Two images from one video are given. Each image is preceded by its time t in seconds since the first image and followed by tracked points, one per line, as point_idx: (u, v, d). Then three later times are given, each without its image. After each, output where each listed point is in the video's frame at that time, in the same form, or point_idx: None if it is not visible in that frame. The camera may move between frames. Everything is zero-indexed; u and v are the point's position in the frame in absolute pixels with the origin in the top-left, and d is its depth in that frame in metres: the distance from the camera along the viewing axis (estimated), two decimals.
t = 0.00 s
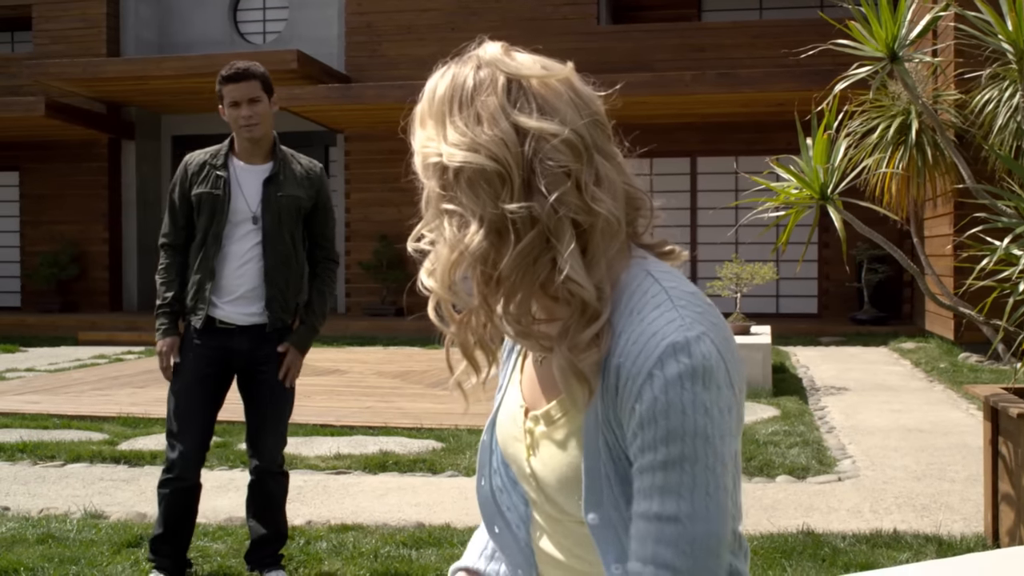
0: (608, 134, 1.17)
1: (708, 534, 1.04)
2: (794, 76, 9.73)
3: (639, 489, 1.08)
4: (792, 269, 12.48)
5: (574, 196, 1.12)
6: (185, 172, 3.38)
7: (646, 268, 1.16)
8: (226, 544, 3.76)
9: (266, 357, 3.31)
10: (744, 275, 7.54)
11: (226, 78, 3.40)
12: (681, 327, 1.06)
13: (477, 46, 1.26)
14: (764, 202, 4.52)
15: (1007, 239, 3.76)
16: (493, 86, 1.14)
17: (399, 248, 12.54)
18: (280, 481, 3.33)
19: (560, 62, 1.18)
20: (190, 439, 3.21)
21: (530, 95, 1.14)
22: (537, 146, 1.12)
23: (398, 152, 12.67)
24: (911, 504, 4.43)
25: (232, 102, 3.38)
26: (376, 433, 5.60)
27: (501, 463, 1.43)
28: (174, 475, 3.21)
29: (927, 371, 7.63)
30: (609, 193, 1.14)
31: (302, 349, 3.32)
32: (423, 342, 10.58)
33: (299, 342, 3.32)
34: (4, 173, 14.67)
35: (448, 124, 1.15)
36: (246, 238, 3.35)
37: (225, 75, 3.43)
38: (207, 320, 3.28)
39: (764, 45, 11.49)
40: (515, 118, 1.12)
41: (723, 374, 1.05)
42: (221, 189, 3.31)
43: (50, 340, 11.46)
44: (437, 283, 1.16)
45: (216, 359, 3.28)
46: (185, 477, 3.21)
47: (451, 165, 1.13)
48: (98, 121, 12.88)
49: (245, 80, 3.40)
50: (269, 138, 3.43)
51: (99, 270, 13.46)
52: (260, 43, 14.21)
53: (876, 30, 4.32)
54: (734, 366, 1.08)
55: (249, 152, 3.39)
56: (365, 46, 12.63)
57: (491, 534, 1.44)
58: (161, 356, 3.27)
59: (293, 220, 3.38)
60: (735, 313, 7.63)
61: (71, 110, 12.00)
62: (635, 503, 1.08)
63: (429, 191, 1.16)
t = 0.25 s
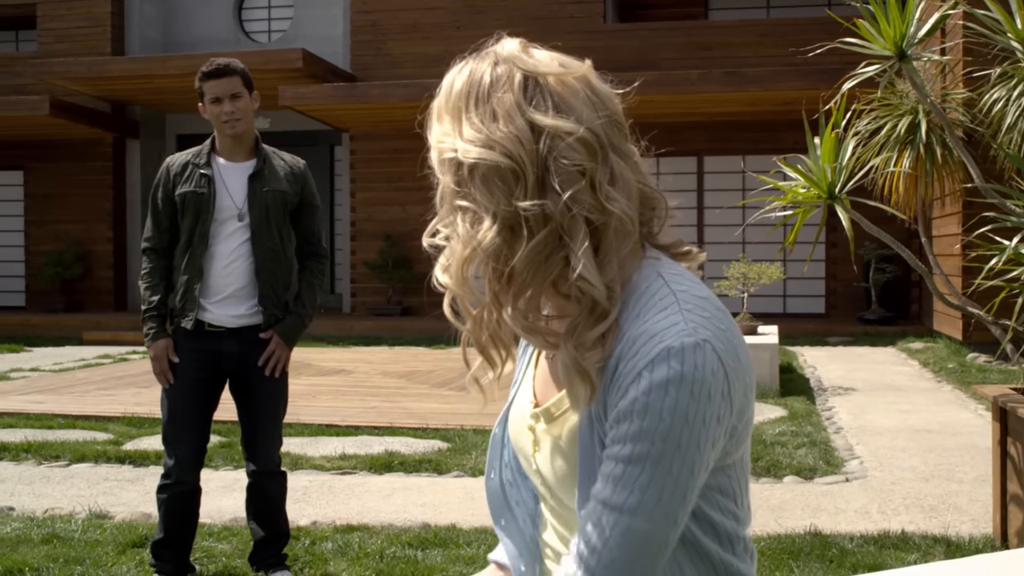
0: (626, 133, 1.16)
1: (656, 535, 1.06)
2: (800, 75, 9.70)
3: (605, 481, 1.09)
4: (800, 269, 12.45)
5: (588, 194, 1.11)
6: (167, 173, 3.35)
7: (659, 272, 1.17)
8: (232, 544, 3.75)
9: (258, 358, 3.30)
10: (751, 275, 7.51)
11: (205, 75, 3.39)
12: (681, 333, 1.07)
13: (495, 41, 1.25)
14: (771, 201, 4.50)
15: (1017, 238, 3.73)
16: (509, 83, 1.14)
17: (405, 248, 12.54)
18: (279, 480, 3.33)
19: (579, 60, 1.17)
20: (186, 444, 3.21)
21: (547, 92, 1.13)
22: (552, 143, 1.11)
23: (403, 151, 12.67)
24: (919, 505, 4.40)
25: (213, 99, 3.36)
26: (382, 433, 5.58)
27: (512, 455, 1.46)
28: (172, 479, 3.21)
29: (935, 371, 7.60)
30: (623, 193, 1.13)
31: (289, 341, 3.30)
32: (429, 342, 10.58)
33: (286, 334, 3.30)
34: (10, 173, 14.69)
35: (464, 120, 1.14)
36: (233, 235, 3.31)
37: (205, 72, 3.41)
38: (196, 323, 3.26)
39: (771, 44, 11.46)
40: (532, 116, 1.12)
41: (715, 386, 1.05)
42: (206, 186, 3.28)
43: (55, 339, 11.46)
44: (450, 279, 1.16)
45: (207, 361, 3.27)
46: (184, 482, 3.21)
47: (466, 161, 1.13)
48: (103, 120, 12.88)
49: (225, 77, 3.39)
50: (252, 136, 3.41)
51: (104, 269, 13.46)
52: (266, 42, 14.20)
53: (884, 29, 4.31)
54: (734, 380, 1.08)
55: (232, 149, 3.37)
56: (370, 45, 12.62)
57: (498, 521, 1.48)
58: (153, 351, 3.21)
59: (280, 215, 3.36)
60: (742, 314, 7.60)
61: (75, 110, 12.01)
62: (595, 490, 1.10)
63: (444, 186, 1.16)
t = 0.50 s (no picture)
0: (644, 129, 1.15)
1: (657, 528, 1.05)
2: (809, 73, 9.66)
3: (610, 473, 1.08)
4: (809, 269, 12.41)
5: (604, 190, 1.10)
6: (149, 173, 3.34)
7: (676, 267, 1.16)
8: (238, 544, 3.73)
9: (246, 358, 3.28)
10: (759, 274, 7.48)
11: (185, 72, 3.37)
12: (693, 328, 1.06)
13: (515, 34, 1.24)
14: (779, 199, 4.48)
15: None
16: (529, 76, 1.13)
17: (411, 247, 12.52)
18: (278, 482, 3.31)
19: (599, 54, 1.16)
20: (180, 444, 3.21)
21: (567, 88, 1.12)
22: (571, 139, 1.10)
23: (409, 150, 12.65)
24: (928, 506, 4.37)
25: (193, 96, 3.34)
26: (388, 433, 5.57)
27: (522, 451, 1.48)
28: (169, 480, 3.20)
29: (944, 371, 7.56)
30: (640, 189, 1.12)
31: (275, 336, 3.27)
32: (435, 341, 10.56)
33: (272, 329, 3.27)
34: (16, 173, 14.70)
35: (484, 112, 1.13)
36: (218, 233, 3.30)
37: (185, 69, 3.40)
38: (183, 324, 3.25)
39: (780, 42, 11.44)
40: (550, 110, 1.11)
41: (725, 382, 1.05)
42: (190, 184, 3.27)
43: (61, 339, 11.46)
44: (465, 270, 1.16)
45: (198, 362, 3.25)
46: (181, 482, 3.21)
47: (484, 154, 1.12)
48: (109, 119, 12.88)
49: (205, 74, 3.38)
50: (233, 134, 3.39)
51: (111, 268, 13.46)
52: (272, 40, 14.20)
53: (893, 26, 4.28)
54: (744, 378, 1.07)
55: (213, 147, 3.35)
56: (376, 43, 12.61)
57: (503, 518, 1.51)
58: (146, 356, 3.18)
59: (265, 211, 3.34)
60: (751, 313, 7.57)
61: (81, 108, 12.02)
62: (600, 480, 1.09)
63: (461, 178, 1.15)
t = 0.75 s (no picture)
0: (665, 126, 1.17)
1: (668, 519, 1.06)
2: (819, 71, 9.61)
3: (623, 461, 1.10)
4: (818, 268, 12.35)
5: (626, 183, 1.13)
6: (137, 173, 3.31)
7: (694, 262, 1.19)
8: (244, 544, 3.71)
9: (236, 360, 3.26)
10: (769, 273, 7.44)
11: (170, 71, 3.36)
12: (711, 322, 1.08)
13: (541, 30, 1.27)
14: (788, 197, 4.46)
15: None
16: (553, 70, 1.15)
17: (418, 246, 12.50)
18: (278, 482, 3.31)
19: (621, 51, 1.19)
20: (178, 445, 3.19)
21: (590, 81, 1.14)
22: (594, 132, 1.13)
23: (416, 148, 12.63)
24: (938, 507, 4.34)
25: (179, 96, 3.34)
26: (395, 434, 5.55)
27: (533, 448, 1.51)
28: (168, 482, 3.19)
29: (956, 371, 7.51)
30: (661, 183, 1.15)
31: (265, 340, 3.26)
32: (442, 341, 10.54)
33: (262, 333, 3.25)
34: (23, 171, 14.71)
35: (507, 106, 1.16)
36: (207, 233, 3.27)
37: (170, 68, 3.39)
38: (174, 325, 3.23)
39: (789, 39, 11.40)
40: (574, 104, 1.13)
41: (741, 376, 1.07)
42: (178, 184, 3.24)
43: (67, 339, 11.46)
44: (488, 262, 1.19)
45: (192, 364, 3.23)
46: (181, 483, 3.20)
47: (507, 146, 1.15)
48: (115, 117, 12.88)
49: (190, 73, 3.37)
50: (220, 132, 3.37)
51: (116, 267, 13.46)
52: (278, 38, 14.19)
53: (904, 23, 4.25)
54: (760, 373, 1.10)
55: (200, 146, 3.33)
56: (383, 41, 12.59)
57: (510, 513, 1.53)
58: (137, 359, 3.17)
59: (254, 210, 3.31)
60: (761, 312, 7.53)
61: (86, 106, 12.02)
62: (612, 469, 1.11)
63: (485, 170, 1.18)
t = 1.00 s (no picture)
0: (678, 122, 1.21)
1: (678, 512, 1.08)
2: (828, 68, 9.56)
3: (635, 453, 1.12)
4: (828, 267, 12.30)
5: (641, 176, 1.16)
6: (126, 174, 3.28)
7: (706, 258, 1.21)
8: (250, 545, 3.69)
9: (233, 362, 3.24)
10: (778, 272, 7.39)
11: (156, 70, 3.33)
12: (722, 315, 1.11)
13: (556, 26, 1.30)
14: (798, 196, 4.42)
15: None
16: (570, 64, 1.19)
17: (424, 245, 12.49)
18: (281, 482, 3.28)
19: (637, 48, 1.22)
20: (177, 446, 3.17)
21: (606, 76, 1.18)
22: (609, 124, 1.16)
23: (422, 146, 12.60)
24: (948, 508, 4.30)
25: (165, 95, 3.30)
26: (401, 434, 5.53)
27: (543, 446, 1.50)
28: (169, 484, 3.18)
29: (966, 371, 7.46)
30: (675, 177, 1.18)
31: (260, 346, 3.22)
32: (449, 341, 10.52)
33: (256, 339, 3.21)
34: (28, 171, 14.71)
35: (524, 99, 1.19)
36: (199, 234, 3.25)
37: (155, 66, 3.36)
38: (169, 326, 3.21)
39: (797, 37, 11.36)
40: (591, 98, 1.17)
41: (752, 369, 1.09)
42: (168, 185, 3.21)
43: (71, 338, 11.44)
44: (502, 254, 1.21)
45: (190, 365, 3.22)
46: (182, 484, 3.18)
47: (523, 139, 1.18)
48: (119, 116, 12.87)
49: (176, 72, 3.33)
50: (208, 130, 3.34)
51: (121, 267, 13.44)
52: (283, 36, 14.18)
53: (914, 20, 4.21)
54: (772, 366, 1.12)
55: (188, 144, 3.30)
56: (389, 39, 12.58)
57: (518, 511, 1.53)
58: (129, 365, 3.15)
59: (244, 208, 3.28)
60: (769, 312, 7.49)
61: (89, 105, 12.01)
62: (624, 463, 1.13)
63: (499, 162, 1.21)
